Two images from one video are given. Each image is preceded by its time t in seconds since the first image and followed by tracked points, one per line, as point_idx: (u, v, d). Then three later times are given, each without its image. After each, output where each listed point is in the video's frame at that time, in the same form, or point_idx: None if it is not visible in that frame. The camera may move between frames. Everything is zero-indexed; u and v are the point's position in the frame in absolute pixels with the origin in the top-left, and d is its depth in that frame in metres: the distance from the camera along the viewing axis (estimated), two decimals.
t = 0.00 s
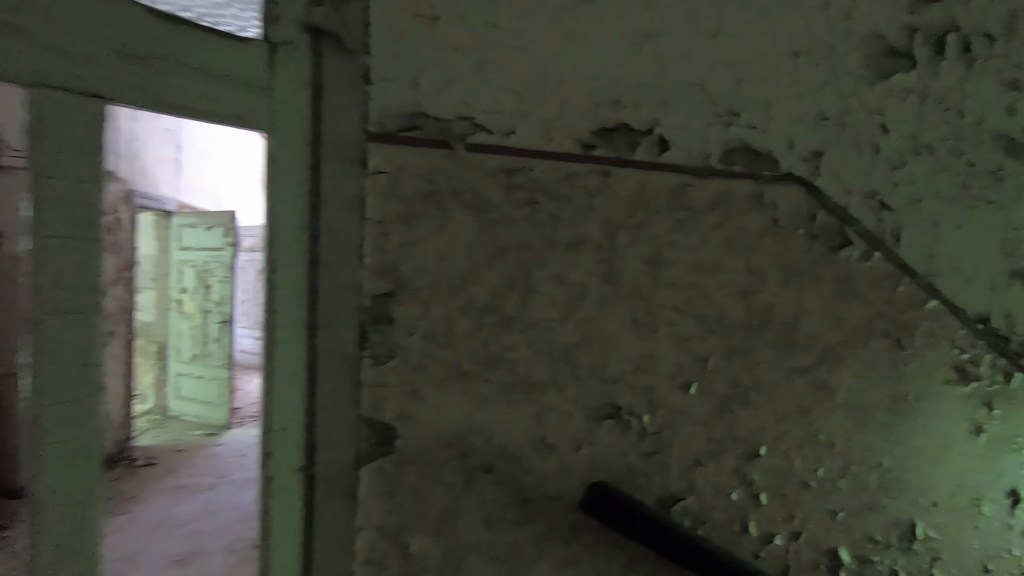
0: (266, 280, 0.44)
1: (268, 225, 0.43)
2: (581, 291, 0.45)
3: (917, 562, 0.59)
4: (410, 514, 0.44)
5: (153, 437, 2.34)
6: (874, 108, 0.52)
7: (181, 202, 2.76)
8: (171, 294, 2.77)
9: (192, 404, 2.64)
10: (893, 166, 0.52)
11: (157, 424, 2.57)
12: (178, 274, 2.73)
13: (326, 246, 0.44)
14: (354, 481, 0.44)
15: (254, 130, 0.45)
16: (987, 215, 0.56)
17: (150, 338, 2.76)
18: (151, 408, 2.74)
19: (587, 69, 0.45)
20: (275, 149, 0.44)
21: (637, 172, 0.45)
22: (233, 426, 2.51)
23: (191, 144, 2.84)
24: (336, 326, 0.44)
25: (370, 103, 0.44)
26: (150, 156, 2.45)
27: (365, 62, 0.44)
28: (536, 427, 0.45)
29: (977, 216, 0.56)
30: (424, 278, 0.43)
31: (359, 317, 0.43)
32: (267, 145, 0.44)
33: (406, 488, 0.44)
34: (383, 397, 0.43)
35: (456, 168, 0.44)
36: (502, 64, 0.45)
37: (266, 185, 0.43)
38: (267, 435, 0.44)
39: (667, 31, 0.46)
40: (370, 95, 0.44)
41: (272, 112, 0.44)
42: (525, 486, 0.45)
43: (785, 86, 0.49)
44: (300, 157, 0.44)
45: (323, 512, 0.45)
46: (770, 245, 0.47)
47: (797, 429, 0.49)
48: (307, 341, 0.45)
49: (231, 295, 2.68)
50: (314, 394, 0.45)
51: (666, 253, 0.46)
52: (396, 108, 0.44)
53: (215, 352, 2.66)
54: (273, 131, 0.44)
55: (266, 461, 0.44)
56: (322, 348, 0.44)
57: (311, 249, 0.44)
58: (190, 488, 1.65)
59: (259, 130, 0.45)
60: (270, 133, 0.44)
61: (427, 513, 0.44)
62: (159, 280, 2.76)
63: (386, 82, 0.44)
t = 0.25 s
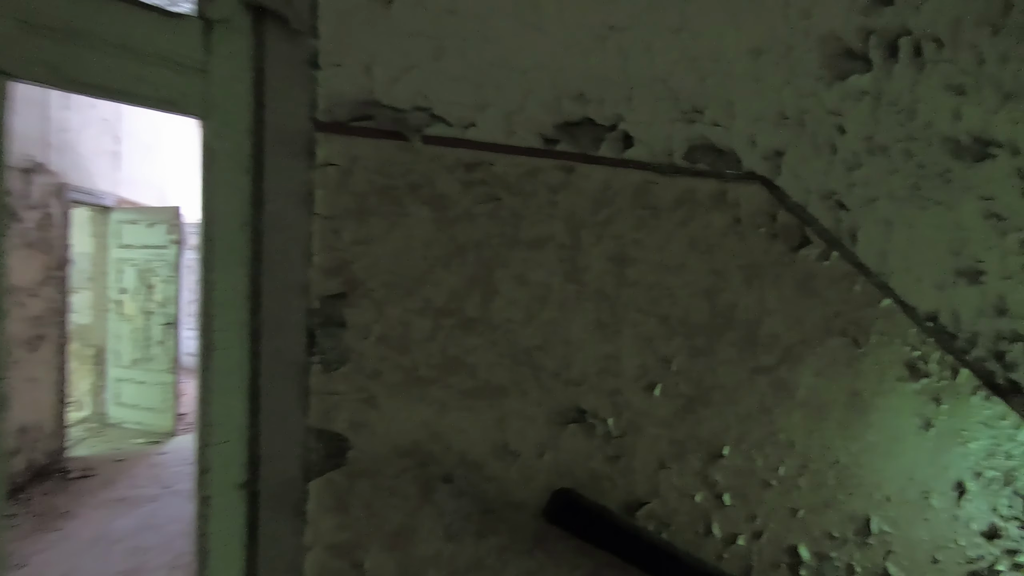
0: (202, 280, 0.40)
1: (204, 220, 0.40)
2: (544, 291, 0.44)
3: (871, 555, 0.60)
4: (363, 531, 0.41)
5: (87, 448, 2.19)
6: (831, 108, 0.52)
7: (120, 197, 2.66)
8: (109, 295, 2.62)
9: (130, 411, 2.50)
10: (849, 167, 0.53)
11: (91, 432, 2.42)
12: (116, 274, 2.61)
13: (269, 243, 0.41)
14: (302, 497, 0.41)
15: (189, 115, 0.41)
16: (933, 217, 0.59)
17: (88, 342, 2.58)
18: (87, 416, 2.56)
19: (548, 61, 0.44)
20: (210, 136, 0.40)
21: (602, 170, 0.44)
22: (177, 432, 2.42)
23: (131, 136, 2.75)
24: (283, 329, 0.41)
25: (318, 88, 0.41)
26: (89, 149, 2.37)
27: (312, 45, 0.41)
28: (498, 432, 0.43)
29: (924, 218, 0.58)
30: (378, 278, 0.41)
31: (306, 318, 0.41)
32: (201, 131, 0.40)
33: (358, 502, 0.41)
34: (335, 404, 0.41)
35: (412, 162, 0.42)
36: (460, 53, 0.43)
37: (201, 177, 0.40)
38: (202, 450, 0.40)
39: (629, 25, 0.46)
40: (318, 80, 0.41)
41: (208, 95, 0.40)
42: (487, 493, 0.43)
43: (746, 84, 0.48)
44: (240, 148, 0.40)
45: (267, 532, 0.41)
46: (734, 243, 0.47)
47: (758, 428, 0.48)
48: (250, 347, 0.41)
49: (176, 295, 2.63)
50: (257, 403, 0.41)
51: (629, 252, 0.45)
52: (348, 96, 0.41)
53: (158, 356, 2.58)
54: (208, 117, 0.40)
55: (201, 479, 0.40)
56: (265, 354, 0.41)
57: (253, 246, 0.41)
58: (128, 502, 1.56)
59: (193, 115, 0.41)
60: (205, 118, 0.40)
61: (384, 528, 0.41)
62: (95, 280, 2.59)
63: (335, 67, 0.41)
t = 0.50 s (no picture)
0: (139, 284, 0.38)
1: (144, 220, 0.38)
2: (509, 292, 0.42)
3: (829, 549, 0.60)
4: (321, 545, 0.39)
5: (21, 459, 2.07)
6: (793, 109, 0.52)
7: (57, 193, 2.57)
8: (45, 297, 2.51)
9: (69, 419, 2.37)
10: (810, 168, 0.53)
11: (26, 442, 2.29)
12: (53, 274, 2.48)
13: (214, 244, 0.39)
14: (251, 513, 0.39)
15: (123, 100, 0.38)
16: (886, 218, 0.60)
17: (20, 347, 2.50)
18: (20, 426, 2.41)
19: (512, 55, 0.43)
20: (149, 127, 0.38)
21: (569, 167, 0.43)
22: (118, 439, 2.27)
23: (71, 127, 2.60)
24: (230, 335, 0.39)
25: (270, 75, 0.39)
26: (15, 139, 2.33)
27: (264, 28, 0.39)
28: (462, 437, 0.42)
29: (878, 219, 0.60)
30: (335, 279, 0.40)
31: (254, 323, 0.39)
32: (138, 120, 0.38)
33: (312, 516, 0.40)
34: (288, 413, 0.39)
35: (372, 156, 0.40)
36: (422, 45, 0.41)
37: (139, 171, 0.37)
38: (141, 464, 0.38)
39: (594, 20, 0.45)
40: (269, 67, 0.39)
41: (145, 81, 0.38)
42: (451, 502, 0.42)
43: (711, 83, 0.48)
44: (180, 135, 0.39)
45: (212, 550, 0.40)
46: (700, 243, 0.47)
47: (724, 428, 0.48)
48: (193, 355, 0.39)
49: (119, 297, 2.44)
50: (201, 414, 0.39)
51: (596, 252, 0.44)
52: (302, 85, 0.39)
53: (98, 360, 2.44)
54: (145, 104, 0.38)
55: (140, 496, 0.38)
56: (210, 360, 0.39)
57: (196, 248, 0.39)
58: (62, 516, 1.48)
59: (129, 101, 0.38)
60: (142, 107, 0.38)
61: (343, 541, 0.40)
62: (30, 280, 2.51)
63: (286, 53, 0.39)
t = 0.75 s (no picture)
0: (75, 285, 0.35)
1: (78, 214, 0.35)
2: (477, 291, 0.41)
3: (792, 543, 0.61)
4: (280, 556, 0.38)
5: None
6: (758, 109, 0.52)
7: None
8: None
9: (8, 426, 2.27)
10: (774, 167, 0.53)
11: None
12: None
13: (158, 239, 0.36)
14: (202, 527, 0.37)
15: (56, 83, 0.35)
16: (846, 217, 0.62)
17: None
18: None
19: (479, 47, 0.42)
20: (84, 112, 0.35)
21: (539, 163, 0.43)
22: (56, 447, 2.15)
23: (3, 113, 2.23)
24: (178, 337, 0.36)
25: (220, 60, 0.37)
26: None
27: (212, 9, 0.37)
28: (428, 442, 0.41)
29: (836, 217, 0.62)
30: (293, 279, 0.38)
31: (204, 325, 0.37)
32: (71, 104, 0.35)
33: (270, 528, 0.38)
34: (243, 420, 0.37)
35: (333, 149, 0.38)
36: (385, 34, 0.40)
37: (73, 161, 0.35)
38: (76, 481, 0.35)
39: (562, 14, 0.44)
40: (219, 51, 0.37)
41: (80, 63, 0.35)
42: (417, 509, 0.40)
43: (679, 81, 0.48)
44: (124, 127, 0.36)
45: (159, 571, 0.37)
46: (668, 241, 0.47)
47: (692, 427, 0.48)
48: (137, 359, 0.36)
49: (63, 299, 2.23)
50: (145, 423, 0.36)
51: (565, 250, 0.43)
52: (255, 73, 0.37)
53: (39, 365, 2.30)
54: (80, 87, 0.35)
55: (76, 515, 0.35)
56: (155, 364, 0.36)
57: (138, 243, 0.36)
58: None
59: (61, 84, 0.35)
60: (75, 90, 0.35)
61: (302, 554, 0.39)
62: None
63: (240, 37, 0.37)
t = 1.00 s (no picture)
0: None
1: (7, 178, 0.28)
2: (445, 289, 0.40)
3: (760, 538, 0.61)
4: (238, 569, 0.36)
5: None
6: (725, 108, 0.53)
7: None
8: None
9: None
10: (741, 166, 0.54)
11: None
12: None
13: (103, 226, 0.32)
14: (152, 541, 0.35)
15: None
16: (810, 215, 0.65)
17: None
18: None
19: (447, 39, 0.41)
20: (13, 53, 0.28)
21: (509, 158, 0.42)
22: None
23: None
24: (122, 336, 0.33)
25: (169, 43, 0.35)
26: None
27: None
28: (395, 445, 0.39)
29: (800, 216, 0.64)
30: (251, 276, 0.36)
31: (153, 325, 0.35)
32: None
33: (226, 538, 0.36)
34: (196, 425, 0.36)
35: (293, 140, 0.37)
36: (348, 22, 0.39)
37: None
38: None
39: (533, 7, 0.43)
40: (168, 33, 0.35)
41: None
42: (383, 514, 0.39)
43: (648, 78, 0.48)
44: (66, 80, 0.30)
45: None
46: (638, 238, 0.46)
47: (662, 425, 0.48)
48: (75, 358, 0.31)
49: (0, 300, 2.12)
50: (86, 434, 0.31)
51: (535, 247, 0.43)
52: (208, 58, 0.36)
53: None
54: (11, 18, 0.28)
55: None
56: (99, 368, 0.32)
57: (77, 225, 0.31)
58: None
59: None
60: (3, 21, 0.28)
61: (261, 565, 0.37)
62: None
63: (189, 19, 0.35)
